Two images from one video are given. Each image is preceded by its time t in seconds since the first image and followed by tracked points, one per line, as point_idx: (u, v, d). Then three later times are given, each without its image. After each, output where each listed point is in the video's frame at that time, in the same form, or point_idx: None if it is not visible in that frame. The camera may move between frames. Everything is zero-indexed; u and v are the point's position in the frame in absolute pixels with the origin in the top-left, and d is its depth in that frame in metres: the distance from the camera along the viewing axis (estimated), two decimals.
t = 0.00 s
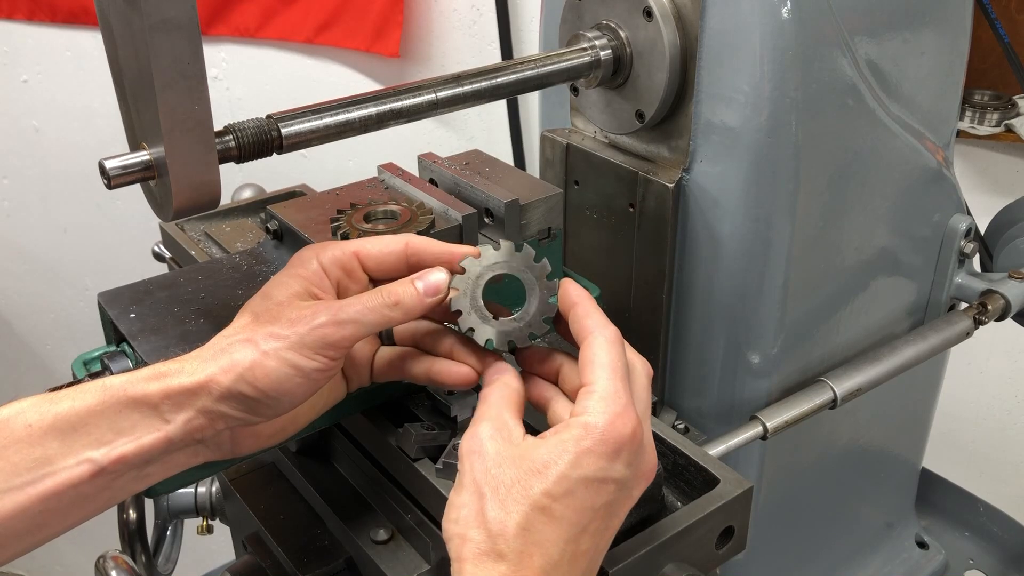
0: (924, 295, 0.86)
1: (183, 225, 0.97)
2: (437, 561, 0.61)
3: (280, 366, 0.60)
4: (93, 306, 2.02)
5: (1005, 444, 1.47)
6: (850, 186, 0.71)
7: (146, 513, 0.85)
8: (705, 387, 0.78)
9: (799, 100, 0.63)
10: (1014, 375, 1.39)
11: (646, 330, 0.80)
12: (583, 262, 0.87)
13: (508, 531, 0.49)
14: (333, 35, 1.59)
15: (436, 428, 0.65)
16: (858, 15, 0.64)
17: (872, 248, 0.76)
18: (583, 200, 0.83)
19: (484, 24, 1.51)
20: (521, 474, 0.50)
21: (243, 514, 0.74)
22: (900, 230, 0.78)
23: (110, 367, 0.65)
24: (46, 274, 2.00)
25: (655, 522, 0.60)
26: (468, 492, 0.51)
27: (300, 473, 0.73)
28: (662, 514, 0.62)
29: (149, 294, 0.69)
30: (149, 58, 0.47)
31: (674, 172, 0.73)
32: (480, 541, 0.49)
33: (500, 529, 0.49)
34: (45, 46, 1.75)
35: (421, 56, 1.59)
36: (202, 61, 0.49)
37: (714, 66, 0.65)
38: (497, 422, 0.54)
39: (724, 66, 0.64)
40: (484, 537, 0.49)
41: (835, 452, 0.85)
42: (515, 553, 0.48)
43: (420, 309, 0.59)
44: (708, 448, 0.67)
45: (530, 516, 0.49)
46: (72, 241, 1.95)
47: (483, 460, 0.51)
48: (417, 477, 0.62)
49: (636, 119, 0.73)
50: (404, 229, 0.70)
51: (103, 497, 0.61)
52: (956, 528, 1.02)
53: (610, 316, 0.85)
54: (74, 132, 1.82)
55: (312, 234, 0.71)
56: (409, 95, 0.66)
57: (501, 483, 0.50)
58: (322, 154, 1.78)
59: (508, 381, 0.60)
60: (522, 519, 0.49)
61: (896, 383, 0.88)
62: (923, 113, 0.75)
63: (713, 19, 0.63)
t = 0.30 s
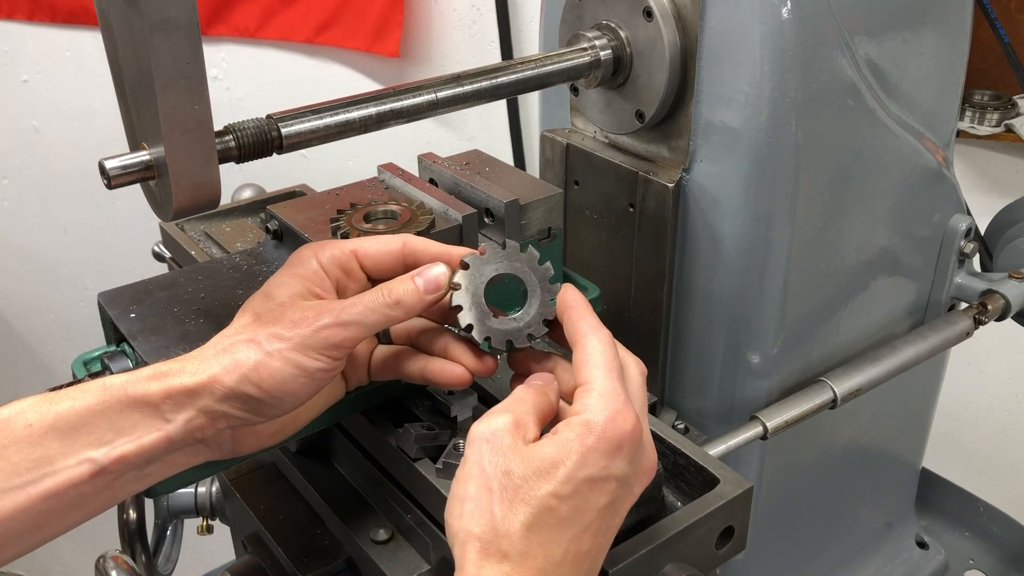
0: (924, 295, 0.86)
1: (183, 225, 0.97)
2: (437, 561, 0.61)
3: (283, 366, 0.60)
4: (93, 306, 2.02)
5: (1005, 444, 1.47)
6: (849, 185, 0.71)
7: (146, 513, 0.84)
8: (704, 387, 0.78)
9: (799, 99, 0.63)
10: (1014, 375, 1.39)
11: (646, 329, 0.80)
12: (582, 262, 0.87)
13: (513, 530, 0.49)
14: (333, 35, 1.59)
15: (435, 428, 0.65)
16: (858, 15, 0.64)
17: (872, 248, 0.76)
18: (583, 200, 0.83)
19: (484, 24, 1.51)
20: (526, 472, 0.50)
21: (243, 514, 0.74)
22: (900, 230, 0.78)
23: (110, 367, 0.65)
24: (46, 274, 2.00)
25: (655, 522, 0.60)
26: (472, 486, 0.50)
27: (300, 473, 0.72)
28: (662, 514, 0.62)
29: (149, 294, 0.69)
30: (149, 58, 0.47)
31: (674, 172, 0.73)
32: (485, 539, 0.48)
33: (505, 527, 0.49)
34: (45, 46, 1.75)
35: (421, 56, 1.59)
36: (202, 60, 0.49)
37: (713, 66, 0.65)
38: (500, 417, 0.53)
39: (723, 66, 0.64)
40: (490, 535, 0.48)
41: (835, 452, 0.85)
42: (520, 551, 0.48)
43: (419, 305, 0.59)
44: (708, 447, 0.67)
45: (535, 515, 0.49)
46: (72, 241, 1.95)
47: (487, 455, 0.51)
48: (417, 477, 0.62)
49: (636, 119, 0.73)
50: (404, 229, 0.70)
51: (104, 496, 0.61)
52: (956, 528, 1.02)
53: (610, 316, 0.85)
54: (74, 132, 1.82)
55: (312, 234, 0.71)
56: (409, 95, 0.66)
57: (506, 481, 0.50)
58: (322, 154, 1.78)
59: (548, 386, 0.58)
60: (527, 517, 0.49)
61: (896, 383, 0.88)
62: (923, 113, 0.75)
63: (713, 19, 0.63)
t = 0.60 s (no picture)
0: (924, 295, 0.86)
1: (183, 225, 0.97)
2: (437, 561, 0.61)
3: (283, 367, 0.60)
4: (93, 306, 2.02)
5: (1005, 444, 1.47)
6: (850, 186, 0.71)
7: (146, 513, 0.84)
8: (704, 387, 0.78)
9: (799, 100, 0.63)
10: (1014, 376, 1.39)
11: (647, 330, 0.80)
12: (582, 262, 0.87)
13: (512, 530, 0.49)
14: (333, 35, 1.59)
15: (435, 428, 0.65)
16: (858, 15, 0.64)
17: (872, 248, 0.76)
18: (583, 200, 0.83)
19: (484, 24, 1.51)
20: (526, 473, 0.50)
21: (243, 514, 0.74)
22: (900, 230, 0.78)
23: (111, 367, 0.65)
24: (46, 274, 2.00)
25: (655, 522, 0.60)
26: (472, 489, 0.50)
27: (300, 474, 0.72)
28: (661, 515, 0.62)
29: (149, 294, 0.69)
30: (149, 58, 0.47)
31: (674, 172, 0.73)
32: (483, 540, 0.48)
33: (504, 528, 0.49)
34: (45, 46, 1.75)
35: (421, 56, 1.59)
36: (202, 60, 0.49)
37: (714, 66, 0.65)
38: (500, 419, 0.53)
39: (723, 66, 0.64)
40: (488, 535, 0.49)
41: (835, 452, 0.85)
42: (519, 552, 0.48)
43: (421, 309, 0.59)
44: (708, 447, 0.67)
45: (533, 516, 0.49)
46: (72, 241, 1.95)
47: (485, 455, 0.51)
48: (417, 478, 0.62)
49: (636, 119, 0.73)
50: (404, 229, 0.70)
51: (104, 497, 0.61)
52: (956, 528, 1.02)
53: (610, 316, 0.85)
54: (74, 132, 1.82)
55: (313, 234, 0.71)
56: (409, 95, 0.66)
57: (505, 482, 0.50)
58: (322, 154, 1.78)
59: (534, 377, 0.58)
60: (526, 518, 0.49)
61: (896, 383, 0.88)
62: (923, 113, 0.75)
63: (714, 19, 0.63)
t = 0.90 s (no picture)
0: (924, 295, 0.86)
1: (183, 225, 0.97)
2: (437, 562, 0.61)
3: (286, 379, 0.61)
4: (93, 306, 2.02)
5: (1005, 444, 1.47)
6: (850, 185, 0.71)
7: (146, 513, 0.85)
8: (704, 387, 0.78)
9: (799, 100, 0.63)
10: (1014, 376, 1.39)
11: (647, 330, 0.80)
12: (582, 262, 0.87)
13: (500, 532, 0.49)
14: (333, 35, 1.59)
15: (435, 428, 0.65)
16: (858, 15, 0.64)
17: (872, 248, 0.76)
18: (583, 200, 0.83)
19: (484, 24, 1.51)
20: (508, 472, 0.50)
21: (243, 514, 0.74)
22: (900, 230, 0.78)
23: (111, 367, 0.65)
24: (46, 274, 2.00)
25: (655, 522, 0.60)
26: (457, 491, 0.50)
27: (300, 474, 0.72)
28: (661, 515, 0.62)
29: (149, 294, 0.69)
30: (149, 58, 0.47)
31: (674, 172, 0.73)
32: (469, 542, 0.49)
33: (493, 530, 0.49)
34: (45, 46, 1.75)
35: (421, 56, 1.59)
36: (202, 60, 0.49)
37: (714, 66, 0.65)
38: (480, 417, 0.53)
39: (723, 66, 0.64)
40: (473, 539, 0.49)
41: (835, 452, 0.85)
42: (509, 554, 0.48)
43: (427, 327, 0.59)
44: (708, 447, 0.67)
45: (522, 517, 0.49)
46: (72, 241, 1.95)
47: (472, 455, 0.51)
48: (417, 478, 0.62)
49: (636, 119, 0.73)
50: (404, 230, 0.69)
51: (105, 498, 0.61)
52: (956, 528, 1.02)
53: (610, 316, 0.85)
54: (74, 132, 1.82)
55: (313, 235, 0.71)
56: (409, 95, 0.66)
57: (488, 484, 0.50)
58: (322, 153, 1.78)
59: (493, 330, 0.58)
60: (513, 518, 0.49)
61: (896, 384, 0.88)
62: (923, 113, 0.75)
63: (714, 19, 0.63)
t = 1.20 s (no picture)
0: (924, 295, 0.86)
1: (183, 225, 0.97)
2: (437, 561, 0.62)
3: (238, 346, 0.59)
4: (93, 306, 2.02)
5: (1005, 444, 1.47)
6: (850, 185, 0.71)
7: (146, 513, 0.84)
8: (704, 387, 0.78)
9: (799, 100, 0.63)
10: (1014, 376, 1.39)
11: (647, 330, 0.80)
12: (582, 262, 0.86)
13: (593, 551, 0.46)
14: (333, 35, 1.59)
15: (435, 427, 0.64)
16: (858, 15, 0.64)
17: (872, 247, 0.76)
18: (583, 200, 0.83)
19: (484, 24, 1.51)
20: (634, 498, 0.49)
21: (243, 514, 0.74)
22: (900, 230, 0.78)
23: (110, 367, 0.65)
24: (46, 274, 2.00)
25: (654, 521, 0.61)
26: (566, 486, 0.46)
27: (300, 473, 0.72)
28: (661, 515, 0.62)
29: (150, 294, 0.69)
30: (148, 57, 0.47)
31: (674, 172, 0.73)
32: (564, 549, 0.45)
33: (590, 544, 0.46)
34: (45, 46, 1.75)
35: (421, 56, 1.59)
36: (201, 60, 0.49)
37: (713, 66, 0.65)
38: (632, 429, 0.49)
39: (723, 66, 0.64)
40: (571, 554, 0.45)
41: (835, 452, 0.85)
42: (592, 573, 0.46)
43: (336, 217, 0.57)
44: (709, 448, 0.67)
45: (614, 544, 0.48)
46: (72, 240, 1.95)
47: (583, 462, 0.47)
48: (417, 477, 0.61)
49: (636, 119, 0.73)
50: (404, 229, 0.69)
51: (104, 498, 0.62)
52: (956, 528, 1.02)
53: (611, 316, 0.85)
54: (74, 132, 1.82)
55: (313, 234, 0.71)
56: (409, 95, 0.66)
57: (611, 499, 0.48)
58: (322, 153, 1.78)
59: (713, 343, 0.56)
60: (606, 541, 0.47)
61: (896, 384, 0.88)
62: (923, 113, 0.75)
63: (713, 19, 0.63)
